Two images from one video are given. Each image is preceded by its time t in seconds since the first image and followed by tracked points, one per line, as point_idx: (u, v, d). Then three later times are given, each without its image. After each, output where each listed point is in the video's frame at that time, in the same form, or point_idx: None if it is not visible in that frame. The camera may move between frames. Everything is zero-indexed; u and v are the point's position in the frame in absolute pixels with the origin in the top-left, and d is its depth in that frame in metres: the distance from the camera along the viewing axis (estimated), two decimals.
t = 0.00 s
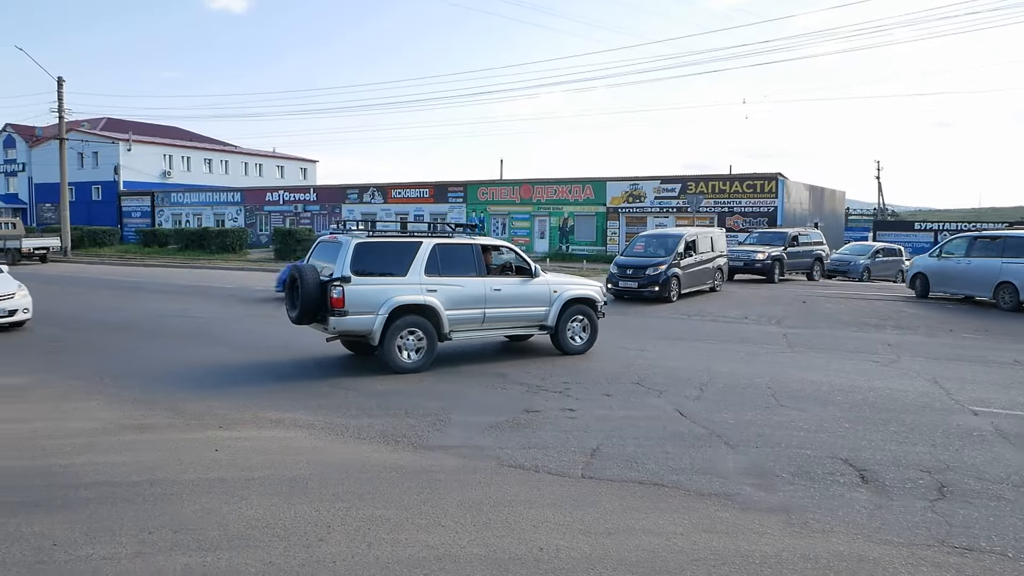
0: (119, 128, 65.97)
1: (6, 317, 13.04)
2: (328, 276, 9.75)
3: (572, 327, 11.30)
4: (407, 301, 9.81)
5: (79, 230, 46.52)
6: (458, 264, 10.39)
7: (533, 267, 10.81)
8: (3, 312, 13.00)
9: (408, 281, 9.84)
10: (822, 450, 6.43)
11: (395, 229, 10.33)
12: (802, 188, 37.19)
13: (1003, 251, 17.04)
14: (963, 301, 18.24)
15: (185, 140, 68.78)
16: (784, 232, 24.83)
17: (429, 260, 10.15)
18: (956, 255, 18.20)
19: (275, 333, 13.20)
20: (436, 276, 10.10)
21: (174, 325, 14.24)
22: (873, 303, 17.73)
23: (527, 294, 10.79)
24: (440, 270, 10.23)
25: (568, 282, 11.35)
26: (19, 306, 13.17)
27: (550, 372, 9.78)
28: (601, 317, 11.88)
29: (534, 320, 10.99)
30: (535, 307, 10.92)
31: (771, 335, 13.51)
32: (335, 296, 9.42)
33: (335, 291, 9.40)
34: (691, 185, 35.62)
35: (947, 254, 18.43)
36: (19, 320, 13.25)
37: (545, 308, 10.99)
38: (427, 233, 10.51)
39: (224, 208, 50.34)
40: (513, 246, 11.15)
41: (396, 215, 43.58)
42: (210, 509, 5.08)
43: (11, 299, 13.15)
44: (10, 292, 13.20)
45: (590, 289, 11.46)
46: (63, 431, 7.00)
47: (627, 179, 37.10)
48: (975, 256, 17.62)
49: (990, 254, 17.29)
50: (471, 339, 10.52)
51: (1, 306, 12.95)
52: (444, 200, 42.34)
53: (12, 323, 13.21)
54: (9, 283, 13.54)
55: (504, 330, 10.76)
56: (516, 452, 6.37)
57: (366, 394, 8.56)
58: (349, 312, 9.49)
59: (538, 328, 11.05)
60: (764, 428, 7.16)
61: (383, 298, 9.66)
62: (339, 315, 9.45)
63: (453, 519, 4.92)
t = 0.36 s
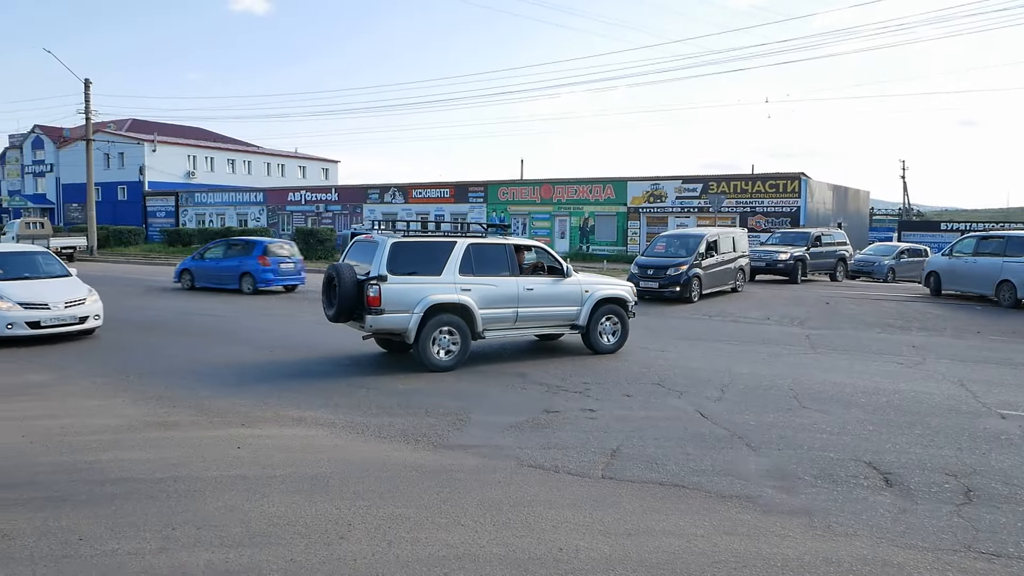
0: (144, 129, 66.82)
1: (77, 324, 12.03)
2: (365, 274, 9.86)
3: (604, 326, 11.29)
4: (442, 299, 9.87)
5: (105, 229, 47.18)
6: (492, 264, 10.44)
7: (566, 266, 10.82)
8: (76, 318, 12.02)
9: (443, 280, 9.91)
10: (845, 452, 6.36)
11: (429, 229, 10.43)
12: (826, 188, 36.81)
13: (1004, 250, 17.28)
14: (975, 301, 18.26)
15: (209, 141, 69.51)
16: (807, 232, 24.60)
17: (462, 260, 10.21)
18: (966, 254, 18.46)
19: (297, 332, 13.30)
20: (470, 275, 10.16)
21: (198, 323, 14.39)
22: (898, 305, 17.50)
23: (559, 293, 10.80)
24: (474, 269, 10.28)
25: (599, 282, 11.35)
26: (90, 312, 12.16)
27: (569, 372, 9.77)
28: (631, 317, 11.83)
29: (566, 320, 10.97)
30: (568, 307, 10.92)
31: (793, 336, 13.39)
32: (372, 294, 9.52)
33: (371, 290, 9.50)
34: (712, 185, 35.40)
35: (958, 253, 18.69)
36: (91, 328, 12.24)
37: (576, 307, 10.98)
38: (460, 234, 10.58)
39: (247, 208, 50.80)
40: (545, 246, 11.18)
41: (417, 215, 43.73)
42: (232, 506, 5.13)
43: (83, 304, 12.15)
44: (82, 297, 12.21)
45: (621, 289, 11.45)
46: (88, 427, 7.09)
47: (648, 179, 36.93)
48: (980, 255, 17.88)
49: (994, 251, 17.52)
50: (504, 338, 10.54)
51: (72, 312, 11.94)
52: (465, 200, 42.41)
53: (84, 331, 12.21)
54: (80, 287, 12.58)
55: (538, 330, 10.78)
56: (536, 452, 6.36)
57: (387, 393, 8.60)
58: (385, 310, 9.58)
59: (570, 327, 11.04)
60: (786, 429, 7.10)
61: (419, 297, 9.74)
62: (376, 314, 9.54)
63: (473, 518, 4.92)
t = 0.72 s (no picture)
0: (168, 131, 67.57)
1: (147, 333, 11.02)
2: (397, 273, 9.94)
3: (631, 326, 11.26)
4: (472, 298, 9.91)
5: (129, 229, 47.78)
6: (521, 264, 10.46)
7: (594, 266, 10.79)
8: (144, 326, 11.00)
9: (472, 279, 9.95)
10: (867, 455, 6.29)
11: (457, 230, 10.49)
12: (848, 187, 36.41)
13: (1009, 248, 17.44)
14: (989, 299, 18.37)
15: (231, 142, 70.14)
16: (829, 232, 24.36)
17: (492, 260, 10.24)
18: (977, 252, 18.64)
19: (317, 331, 13.39)
20: (499, 275, 10.19)
21: (220, 322, 14.53)
22: (922, 306, 17.27)
23: (587, 293, 10.78)
24: (503, 269, 10.31)
25: (627, 281, 11.31)
26: (160, 319, 11.14)
27: (589, 372, 9.75)
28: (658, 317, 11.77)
29: (594, 319, 10.95)
30: (596, 306, 10.90)
31: (815, 337, 13.26)
32: (403, 293, 9.59)
33: (402, 288, 9.58)
34: (733, 185, 35.16)
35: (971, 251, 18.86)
36: (160, 337, 11.22)
37: (604, 307, 10.95)
38: (489, 233, 10.61)
39: (268, 208, 51.20)
40: (574, 246, 11.17)
41: (436, 215, 43.84)
42: (253, 503, 5.18)
43: (152, 312, 11.13)
44: (150, 303, 11.19)
45: (649, 288, 11.41)
46: (112, 425, 7.18)
47: (668, 179, 36.75)
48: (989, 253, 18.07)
49: (998, 249, 17.61)
50: (532, 337, 10.55)
51: (142, 320, 10.93)
52: (484, 200, 42.44)
53: (153, 340, 11.21)
54: (149, 292, 11.58)
55: (566, 329, 10.77)
56: (554, 452, 6.36)
57: (406, 392, 8.63)
58: (415, 309, 9.65)
59: (597, 327, 11.02)
60: (807, 431, 7.03)
61: (449, 295, 9.79)
62: (406, 312, 9.63)
63: (491, 518, 4.93)
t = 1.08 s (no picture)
0: (192, 132, 68.35)
1: (219, 342, 10.18)
2: (426, 273, 9.98)
3: (659, 326, 11.20)
4: (500, 298, 9.93)
5: (154, 229, 48.40)
6: (549, 263, 10.46)
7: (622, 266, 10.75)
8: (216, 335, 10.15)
9: (500, 279, 9.97)
10: (891, 458, 6.21)
11: (485, 231, 10.52)
12: (872, 187, 35.98)
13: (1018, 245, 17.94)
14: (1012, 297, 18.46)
15: (254, 142, 70.80)
16: (853, 232, 24.10)
17: (520, 259, 10.26)
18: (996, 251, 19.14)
19: (339, 330, 13.47)
20: (526, 274, 10.20)
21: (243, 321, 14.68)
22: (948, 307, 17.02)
23: (615, 292, 10.75)
24: (531, 269, 10.32)
25: (654, 282, 11.27)
26: (232, 328, 10.29)
27: (610, 372, 9.73)
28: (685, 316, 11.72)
29: (621, 319, 10.92)
30: (623, 306, 10.87)
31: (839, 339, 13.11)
32: (432, 292, 9.63)
33: (432, 287, 9.62)
34: (755, 185, 34.89)
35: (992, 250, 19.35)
36: (232, 346, 10.38)
37: (631, 307, 10.92)
38: (517, 233, 10.63)
39: (290, 208, 51.61)
40: (601, 246, 11.15)
41: (456, 214, 43.94)
42: (274, 500, 5.22)
43: (224, 319, 10.28)
44: (222, 309, 10.34)
45: (676, 289, 11.36)
46: (137, 422, 7.28)
47: (689, 179, 36.56)
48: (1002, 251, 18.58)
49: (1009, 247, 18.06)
50: (559, 336, 10.55)
51: (214, 328, 10.09)
52: (504, 200, 42.47)
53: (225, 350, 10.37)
54: (219, 298, 10.76)
55: (594, 329, 10.74)
56: (574, 452, 6.34)
57: (427, 391, 8.66)
58: (444, 308, 9.69)
59: (624, 326, 10.99)
60: (830, 434, 6.96)
61: (477, 295, 9.82)
62: (436, 311, 9.67)
63: (511, 518, 4.92)
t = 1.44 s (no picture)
0: (214, 132, 69.01)
1: (295, 353, 9.31)
2: (449, 272, 10.00)
3: (681, 326, 11.14)
4: (523, 297, 9.93)
5: (176, 229, 48.91)
6: (571, 263, 10.45)
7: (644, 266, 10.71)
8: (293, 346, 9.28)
9: (522, 279, 9.97)
10: (914, 461, 6.13)
11: (508, 231, 10.52)
12: (895, 186, 35.58)
13: None
14: None
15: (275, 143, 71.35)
16: (875, 232, 23.84)
17: (542, 259, 10.25)
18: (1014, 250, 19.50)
19: (358, 330, 13.54)
20: (549, 274, 10.19)
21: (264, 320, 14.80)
22: (973, 309, 16.78)
23: (637, 292, 10.71)
24: (553, 268, 10.31)
25: (677, 282, 11.21)
26: (310, 337, 9.42)
27: (628, 373, 9.70)
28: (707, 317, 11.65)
29: (643, 319, 10.88)
30: (645, 307, 10.83)
31: (861, 340, 12.97)
32: (455, 292, 9.65)
33: (454, 287, 9.64)
34: (776, 185, 34.63)
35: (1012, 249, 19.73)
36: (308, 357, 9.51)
37: (653, 307, 10.88)
38: (539, 233, 10.63)
39: (310, 208, 51.93)
40: (623, 246, 11.11)
41: (475, 214, 44.01)
42: (294, 498, 5.25)
43: (300, 327, 9.41)
44: (298, 317, 9.48)
45: (698, 288, 11.30)
46: (159, 419, 7.37)
47: (708, 179, 36.35)
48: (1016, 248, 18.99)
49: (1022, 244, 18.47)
50: (581, 336, 10.53)
51: (291, 338, 9.22)
52: (523, 200, 42.46)
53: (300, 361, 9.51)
54: (292, 304, 9.88)
55: (616, 329, 10.72)
56: (592, 453, 6.33)
57: (445, 391, 8.67)
58: (467, 307, 9.71)
59: (646, 327, 10.95)
60: (851, 436, 6.89)
61: (500, 295, 9.83)
62: (458, 310, 9.69)
63: (529, 518, 4.92)
